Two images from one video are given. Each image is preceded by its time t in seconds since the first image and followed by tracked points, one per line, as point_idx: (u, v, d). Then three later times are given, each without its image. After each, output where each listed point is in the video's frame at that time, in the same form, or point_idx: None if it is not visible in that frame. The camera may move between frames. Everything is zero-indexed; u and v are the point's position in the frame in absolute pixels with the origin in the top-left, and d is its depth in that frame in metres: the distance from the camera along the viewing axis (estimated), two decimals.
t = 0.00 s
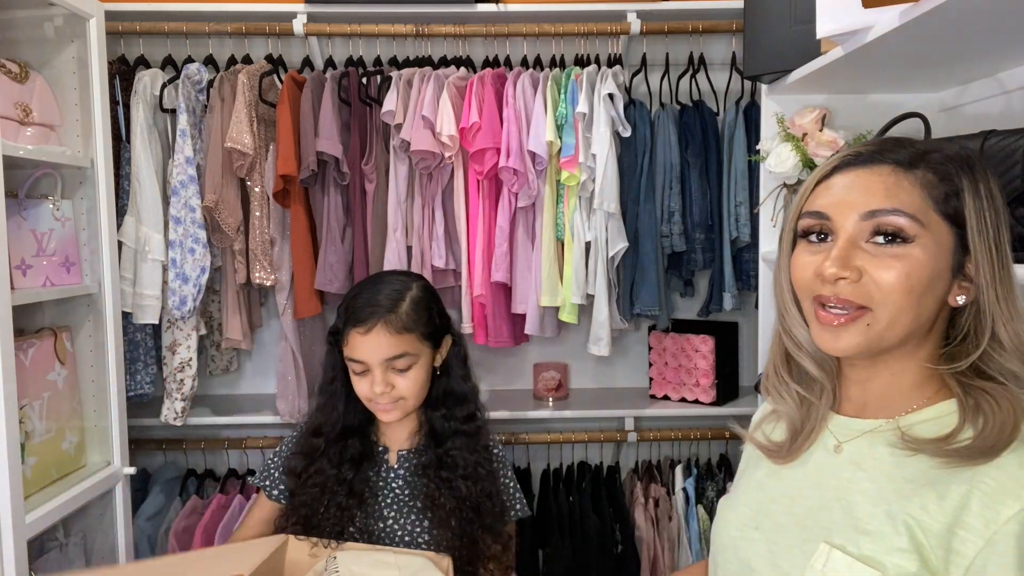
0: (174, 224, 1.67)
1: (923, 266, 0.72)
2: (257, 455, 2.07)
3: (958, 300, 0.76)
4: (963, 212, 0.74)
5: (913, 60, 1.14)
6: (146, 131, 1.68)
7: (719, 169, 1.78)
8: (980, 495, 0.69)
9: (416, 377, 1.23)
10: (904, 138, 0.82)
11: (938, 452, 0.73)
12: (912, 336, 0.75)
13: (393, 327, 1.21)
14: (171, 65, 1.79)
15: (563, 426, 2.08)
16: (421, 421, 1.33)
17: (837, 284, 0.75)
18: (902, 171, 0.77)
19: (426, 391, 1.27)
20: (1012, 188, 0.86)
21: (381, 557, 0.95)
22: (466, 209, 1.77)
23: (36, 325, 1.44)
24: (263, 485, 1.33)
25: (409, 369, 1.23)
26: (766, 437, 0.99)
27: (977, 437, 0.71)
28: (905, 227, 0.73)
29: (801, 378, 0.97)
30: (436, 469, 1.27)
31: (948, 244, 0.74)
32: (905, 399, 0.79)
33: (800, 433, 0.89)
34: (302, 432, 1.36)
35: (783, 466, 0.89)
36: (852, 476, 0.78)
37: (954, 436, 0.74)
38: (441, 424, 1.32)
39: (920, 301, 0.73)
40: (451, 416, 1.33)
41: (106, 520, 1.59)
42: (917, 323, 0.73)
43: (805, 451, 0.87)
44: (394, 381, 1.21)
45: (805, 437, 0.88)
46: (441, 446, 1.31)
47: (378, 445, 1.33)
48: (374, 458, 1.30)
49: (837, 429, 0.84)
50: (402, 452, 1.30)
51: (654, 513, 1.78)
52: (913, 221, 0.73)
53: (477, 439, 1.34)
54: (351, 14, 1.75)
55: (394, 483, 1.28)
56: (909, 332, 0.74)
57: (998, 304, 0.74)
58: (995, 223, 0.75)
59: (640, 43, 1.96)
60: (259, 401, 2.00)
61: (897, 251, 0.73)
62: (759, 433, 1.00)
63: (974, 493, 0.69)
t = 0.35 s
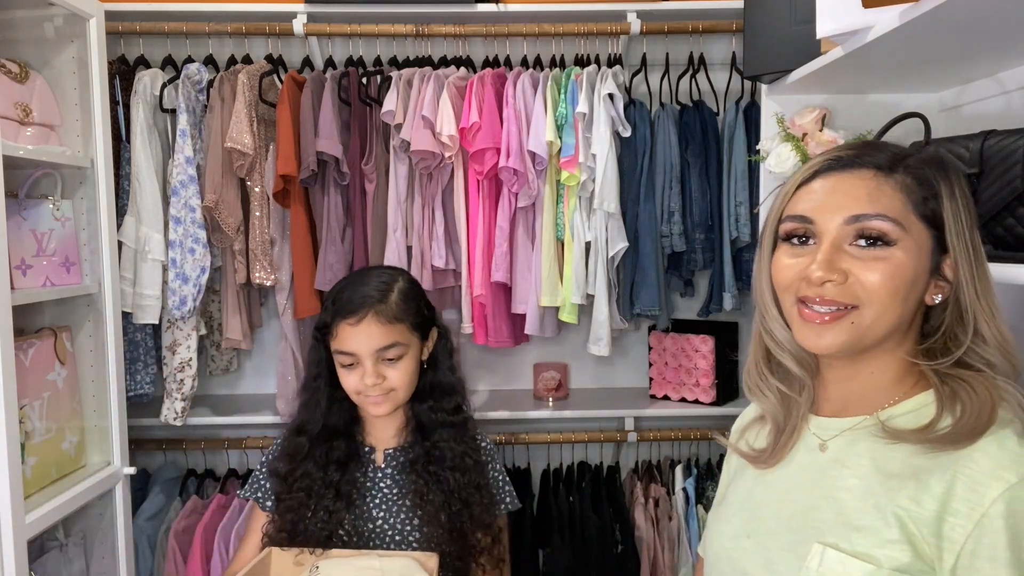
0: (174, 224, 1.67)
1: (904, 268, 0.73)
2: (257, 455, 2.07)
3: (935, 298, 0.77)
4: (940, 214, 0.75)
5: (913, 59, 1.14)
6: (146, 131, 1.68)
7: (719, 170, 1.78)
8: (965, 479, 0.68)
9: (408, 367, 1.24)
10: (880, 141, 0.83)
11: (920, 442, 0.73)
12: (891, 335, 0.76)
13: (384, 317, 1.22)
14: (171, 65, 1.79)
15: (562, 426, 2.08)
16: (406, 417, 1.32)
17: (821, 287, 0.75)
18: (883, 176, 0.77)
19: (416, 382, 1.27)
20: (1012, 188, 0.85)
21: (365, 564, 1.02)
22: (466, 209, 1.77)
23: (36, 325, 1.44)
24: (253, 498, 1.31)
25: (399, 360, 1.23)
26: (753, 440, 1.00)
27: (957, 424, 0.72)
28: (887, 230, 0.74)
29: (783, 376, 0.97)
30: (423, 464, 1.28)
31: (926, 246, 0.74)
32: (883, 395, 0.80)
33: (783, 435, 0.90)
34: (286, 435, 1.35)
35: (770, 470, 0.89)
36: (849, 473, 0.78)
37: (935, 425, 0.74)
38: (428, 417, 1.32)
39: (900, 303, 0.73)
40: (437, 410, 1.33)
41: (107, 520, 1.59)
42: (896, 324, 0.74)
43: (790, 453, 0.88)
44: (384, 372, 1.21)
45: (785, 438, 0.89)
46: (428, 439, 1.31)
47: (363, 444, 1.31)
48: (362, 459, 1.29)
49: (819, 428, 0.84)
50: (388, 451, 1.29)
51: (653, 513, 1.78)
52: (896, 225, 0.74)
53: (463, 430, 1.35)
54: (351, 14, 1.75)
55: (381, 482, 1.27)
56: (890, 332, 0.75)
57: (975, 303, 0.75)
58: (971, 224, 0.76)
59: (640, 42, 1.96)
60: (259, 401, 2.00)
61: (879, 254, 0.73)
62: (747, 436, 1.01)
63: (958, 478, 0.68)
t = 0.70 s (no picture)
0: (174, 224, 1.67)
1: (901, 270, 0.73)
2: (257, 455, 2.07)
3: (936, 298, 0.76)
4: (938, 213, 0.74)
5: (913, 60, 1.14)
6: (146, 131, 1.68)
7: (719, 169, 1.78)
8: (964, 483, 0.68)
9: (405, 369, 1.24)
10: (878, 140, 0.82)
11: (923, 445, 0.74)
12: (891, 338, 0.76)
13: (380, 319, 1.21)
14: (171, 65, 1.79)
15: (563, 426, 2.08)
16: (400, 417, 1.33)
17: (818, 291, 0.75)
18: (877, 177, 0.76)
19: (412, 383, 1.28)
20: (1012, 188, 0.85)
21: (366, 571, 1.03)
22: (466, 209, 1.77)
23: (36, 325, 1.44)
24: (247, 509, 1.30)
25: (396, 361, 1.23)
26: (759, 440, 1.00)
27: (960, 426, 0.72)
28: (882, 232, 0.74)
29: (787, 378, 0.97)
30: (421, 462, 1.28)
31: (924, 246, 0.74)
32: (886, 397, 0.80)
33: (788, 436, 0.90)
34: (277, 444, 1.34)
35: (773, 471, 0.90)
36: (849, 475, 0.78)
37: (937, 428, 0.74)
38: (422, 414, 1.33)
39: (898, 304, 0.73)
40: (433, 405, 1.34)
41: (107, 520, 1.59)
42: (895, 325, 0.74)
43: (795, 454, 0.88)
44: (382, 374, 1.21)
45: (791, 440, 0.90)
46: (423, 436, 1.31)
47: (356, 446, 1.31)
48: (358, 461, 1.29)
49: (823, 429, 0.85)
50: (383, 452, 1.29)
51: (654, 513, 1.78)
52: (892, 226, 0.73)
53: (459, 425, 1.35)
54: (351, 14, 1.75)
55: (378, 483, 1.27)
56: (890, 334, 0.75)
57: (978, 304, 0.74)
58: (971, 222, 0.75)
59: (640, 42, 1.96)
60: (259, 401, 2.00)
61: (875, 257, 0.73)
62: (752, 437, 1.02)
63: (957, 483, 0.68)
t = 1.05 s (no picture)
0: (174, 224, 1.67)
1: (907, 270, 0.72)
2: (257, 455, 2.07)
3: (947, 299, 0.75)
4: (947, 213, 0.73)
5: (913, 60, 1.14)
6: (145, 131, 1.68)
7: (719, 169, 1.78)
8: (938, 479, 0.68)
9: (404, 334, 1.23)
10: (888, 140, 0.81)
11: (917, 448, 0.72)
12: (900, 339, 0.75)
13: (380, 282, 1.20)
14: (171, 65, 1.78)
15: (563, 426, 2.08)
16: (396, 387, 1.31)
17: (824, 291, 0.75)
18: (884, 177, 0.76)
19: (412, 351, 1.27)
20: (1011, 189, 0.86)
21: (376, 545, 1.01)
22: (466, 209, 1.77)
23: (36, 325, 1.44)
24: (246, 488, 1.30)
25: (396, 326, 1.22)
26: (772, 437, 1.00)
27: (954, 428, 0.70)
28: (889, 233, 0.73)
29: (800, 379, 0.97)
30: (418, 432, 1.27)
31: (932, 246, 0.73)
32: (892, 399, 0.79)
33: (801, 437, 0.91)
34: (270, 419, 1.33)
35: (784, 468, 0.91)
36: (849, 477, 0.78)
37: (934, 431, 0.72)
38: (418, 382, 1.31)
39: (905, 305, 0.73)
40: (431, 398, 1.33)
41: (106, 520, 1.59)
42: (903, 326, 0.73)
43: (806, 454, 0.89)
44: (383, 342, 1.20)
45: (801, 441, 0.90)
46: (420, 405, 1.30)
47: (352, 419, 1.30)
48: (354, 434, 1.28)
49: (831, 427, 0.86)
50: (380, 423, 1.28)
51: (654, 513, 1.78)
52: (898, 226, 0.73)
53: (459, 394, 1.33)
54: (351, 14, 1.75)
55: (374, 455, 1.26)
56: (898, 336, 0.74)
57: (989, 306, 0.73)
58: (981, 223, 0.73)
59: (640, 42, 1.96)
60: (259, 401, 2.00)
61: (882, 257, 0.73)
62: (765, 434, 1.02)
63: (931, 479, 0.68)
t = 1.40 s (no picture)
0: (174, 224, 1.67)
1: (884, 271, 0.72)
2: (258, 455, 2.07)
3: (925, 297, 0.74)
4: (927, 215, 0.72)
5: (913, 60, 1.14)
6: (146, 131, 1.68)
7: (719, 169, 1.78)
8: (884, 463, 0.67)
9: (405, 306, 1.24)
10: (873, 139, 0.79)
11: (878, 436, 0.72)
12: (877, 336, 0.75)
13: (383, 249, 1.23)
14: (171, 65, 1.79)
15: (563, 426, 2.08)
16: (394, 367, 1.32)
17: (803, 288, 0.75)
18: (866, 179, 0.74)
19: (411, 327, 1.27)
20: (1011, 188, 0.85)
21: (373, 506, 0.95)
22: (466, 209, 1.77)
23: (36, 325, 1.44)
24: (241, 466, 1.27)
25: (396, 296, 1.23)
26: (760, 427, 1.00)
27: (914, 417, 0.70)
28: (868, 234, 0.72)
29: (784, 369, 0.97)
30: (417, 417, 1.26)
31: (911, 247, 0.72)
32: (867, 391, 0.79)
33: (782, 427, 0.91)
34: (270, 399, 1.32)
35: (767, 456, 0.92)
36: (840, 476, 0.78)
37: (895, 420, 0.72)
38: (418, 366, 1.32)
39: (883, 303, 0.72)
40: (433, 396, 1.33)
41: (106, 520, 1.59)
42: (880, 324, 0.73)
43: (786, 442, 0.89)
44: (382, 309, 1.21)
45: (780, 428, 0.91)
46: (419, 390, 1.30)
47: (350, 402, 1.30)
48: (353, 417, 1.28)
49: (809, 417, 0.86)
50: (379, 403, 1.28)
51: (653, 513, 1.78)
52: (878, 228, 0.72)
53: (458, 379, 1.33)
54: (351, 14, 1.75)
55: (374, 440, 1.26)
56: (876, 332, 0.74)
57: (964, 306, 0.72)
58: (961, 224, 0.72)
59: (640, 42, 1.96)
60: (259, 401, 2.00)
61: (860, 257, 0.72)
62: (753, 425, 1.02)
63: (879, 463, 0.68)
